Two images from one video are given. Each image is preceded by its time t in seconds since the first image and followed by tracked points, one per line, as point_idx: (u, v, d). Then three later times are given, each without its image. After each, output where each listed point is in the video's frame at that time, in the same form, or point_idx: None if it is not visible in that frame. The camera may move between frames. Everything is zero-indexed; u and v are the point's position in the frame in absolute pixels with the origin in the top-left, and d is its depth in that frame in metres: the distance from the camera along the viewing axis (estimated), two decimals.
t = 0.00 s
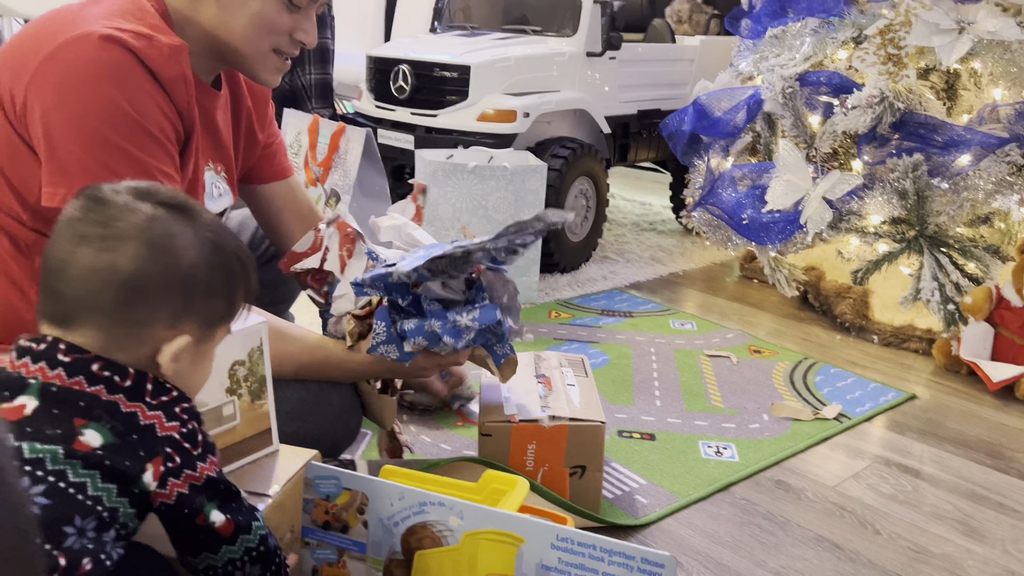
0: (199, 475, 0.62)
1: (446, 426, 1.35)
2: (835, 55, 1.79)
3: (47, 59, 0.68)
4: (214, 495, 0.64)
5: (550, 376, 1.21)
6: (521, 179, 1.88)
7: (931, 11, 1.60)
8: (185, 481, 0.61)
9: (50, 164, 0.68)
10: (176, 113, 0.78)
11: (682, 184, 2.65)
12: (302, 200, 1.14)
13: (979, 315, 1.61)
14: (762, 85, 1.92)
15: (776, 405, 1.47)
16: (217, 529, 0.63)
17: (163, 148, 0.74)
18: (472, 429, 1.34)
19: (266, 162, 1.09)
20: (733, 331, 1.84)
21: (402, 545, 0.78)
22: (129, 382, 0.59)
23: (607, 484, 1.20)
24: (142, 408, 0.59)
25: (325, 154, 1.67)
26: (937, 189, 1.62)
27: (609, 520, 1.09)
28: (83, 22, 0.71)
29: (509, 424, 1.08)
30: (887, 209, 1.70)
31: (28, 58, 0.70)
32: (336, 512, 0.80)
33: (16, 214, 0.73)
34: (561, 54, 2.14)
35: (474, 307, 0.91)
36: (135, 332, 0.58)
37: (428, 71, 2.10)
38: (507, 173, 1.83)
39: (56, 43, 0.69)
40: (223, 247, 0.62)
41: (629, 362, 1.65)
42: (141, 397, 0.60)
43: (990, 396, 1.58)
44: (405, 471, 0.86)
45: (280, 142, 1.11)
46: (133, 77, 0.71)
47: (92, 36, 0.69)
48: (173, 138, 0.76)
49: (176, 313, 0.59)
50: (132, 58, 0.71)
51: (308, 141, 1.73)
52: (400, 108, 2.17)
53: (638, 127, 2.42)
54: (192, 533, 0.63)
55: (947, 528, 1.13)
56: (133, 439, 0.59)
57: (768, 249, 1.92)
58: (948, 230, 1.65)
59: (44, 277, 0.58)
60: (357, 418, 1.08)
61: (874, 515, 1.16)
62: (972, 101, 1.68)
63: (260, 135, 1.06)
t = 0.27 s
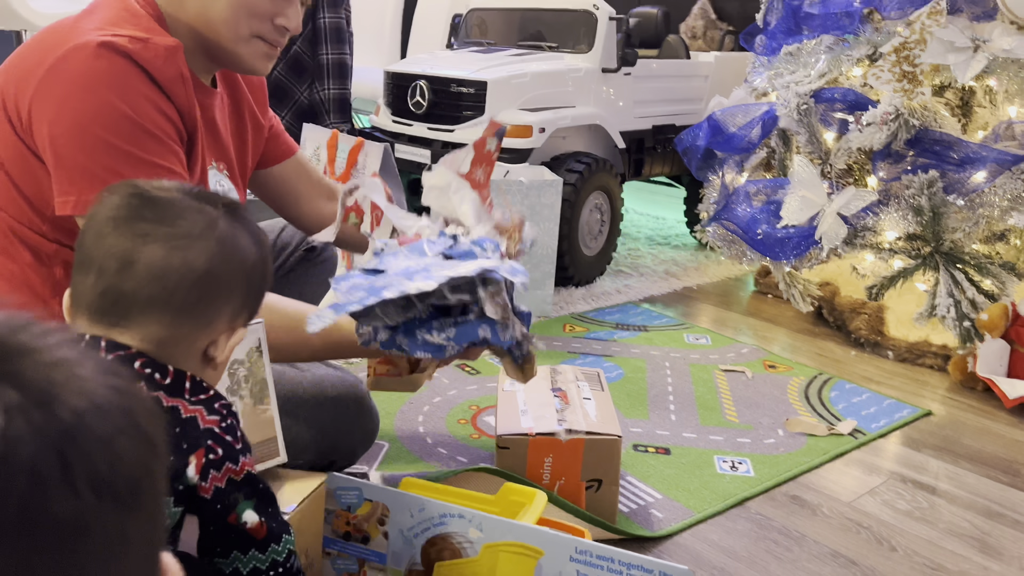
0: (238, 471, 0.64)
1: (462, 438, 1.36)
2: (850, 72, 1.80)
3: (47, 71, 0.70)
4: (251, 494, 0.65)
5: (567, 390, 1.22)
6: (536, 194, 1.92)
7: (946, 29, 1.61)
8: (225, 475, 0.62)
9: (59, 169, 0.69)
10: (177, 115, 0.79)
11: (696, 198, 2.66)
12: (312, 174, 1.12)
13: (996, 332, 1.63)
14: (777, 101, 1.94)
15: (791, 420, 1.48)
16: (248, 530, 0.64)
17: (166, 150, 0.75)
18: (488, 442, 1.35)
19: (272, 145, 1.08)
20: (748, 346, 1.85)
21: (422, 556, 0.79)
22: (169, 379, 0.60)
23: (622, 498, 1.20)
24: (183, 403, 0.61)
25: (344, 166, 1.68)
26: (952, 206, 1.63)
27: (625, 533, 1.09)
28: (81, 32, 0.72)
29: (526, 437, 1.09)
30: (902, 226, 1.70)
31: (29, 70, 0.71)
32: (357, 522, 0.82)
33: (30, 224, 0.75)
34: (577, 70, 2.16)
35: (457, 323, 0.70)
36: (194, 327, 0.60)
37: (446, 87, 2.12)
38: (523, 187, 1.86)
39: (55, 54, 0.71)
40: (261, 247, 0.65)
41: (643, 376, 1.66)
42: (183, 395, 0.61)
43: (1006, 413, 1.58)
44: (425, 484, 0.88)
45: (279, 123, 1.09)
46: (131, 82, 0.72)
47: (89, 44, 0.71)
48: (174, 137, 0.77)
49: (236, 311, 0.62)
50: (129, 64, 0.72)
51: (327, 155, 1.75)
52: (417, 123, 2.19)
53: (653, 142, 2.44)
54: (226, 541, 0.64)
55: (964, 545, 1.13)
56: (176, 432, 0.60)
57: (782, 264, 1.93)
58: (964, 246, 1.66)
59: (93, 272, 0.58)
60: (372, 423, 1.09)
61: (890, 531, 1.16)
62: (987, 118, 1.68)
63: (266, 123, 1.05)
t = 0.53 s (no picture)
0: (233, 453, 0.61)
1: (464, 442, 1.36)
2: (855, 77, 1.80)
3: (28, 64, 0.70)
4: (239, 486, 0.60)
5: (569, 394, 1.22)
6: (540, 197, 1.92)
7: (951, 35, 1.61)
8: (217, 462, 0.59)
9: (49, 162, 0.69)
10: (159, 99, 0.78)
11: (700, 203, 2.66)
12: (294, 168, 1.13)
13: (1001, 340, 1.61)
14: (782, 106, 1.94)
15: (795, 426, 1.47)
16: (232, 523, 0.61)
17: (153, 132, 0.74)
18: (489, 445, 1.35)
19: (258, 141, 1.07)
20: (751, 351, 1.84)
21: (422, 560, 0.79)
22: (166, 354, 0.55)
23: (625, 503, 1.20)
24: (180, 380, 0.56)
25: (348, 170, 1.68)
26: (957, 213, 1.62)
27: (627, 539, 1.09)
28: (53, 24, 0.73)
29: (528, 441, 1.08)
30: (907, 231, 1.70)
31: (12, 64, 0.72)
32: (358, 525, 0.82)
33: (24, 220, 0.75)
34: (582, 74, 2.15)
35: (421, 247, 0.60)
36: (193, 300, 0.55)
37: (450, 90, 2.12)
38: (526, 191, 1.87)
39: (33, 46, 0.71)
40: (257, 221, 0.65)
41: (647, 381, 1.65)
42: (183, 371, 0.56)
43: (1011, 420, 1.57)
44: (427, 488, 0.87)
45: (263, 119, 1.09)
46: (109, 66, 0.72)
47: (62, 33, 0.71)
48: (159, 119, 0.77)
49: (231, 283, 0.58)
50: (104, 50, 0.72)
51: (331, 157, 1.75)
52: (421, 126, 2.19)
53: (657, 146, 2.44)
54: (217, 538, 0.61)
55: (968, 553, 1.12)
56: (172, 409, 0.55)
57: (786, 270, 1.92)
58: (969, 252, 1.65)
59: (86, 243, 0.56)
60: (370, 412, 1.11)
61: (894, 538, 1.15)
62: (993, 124, 1.68)
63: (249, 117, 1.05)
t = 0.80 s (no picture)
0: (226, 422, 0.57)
1: (465, 443, 1.35)
2: (859, 79, 1.80)
3: (16, 56, 0.70)
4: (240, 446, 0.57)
5: (571, 395, 1.21)
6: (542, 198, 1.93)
7: (956, 36, 1.60)
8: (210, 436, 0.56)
9: (37, 154, 0.69)
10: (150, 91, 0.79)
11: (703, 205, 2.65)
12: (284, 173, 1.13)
13: (1004, 342, 1.59)
14: (785, 108, 1.94)
15: (797, 428, 1.46)
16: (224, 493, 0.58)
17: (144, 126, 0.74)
18: (490, 447, 1.34)
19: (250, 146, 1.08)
20: (754, 353, 1.83)
21: (423, 560, 0.78)
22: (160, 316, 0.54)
23: (626, 505, 1.20)
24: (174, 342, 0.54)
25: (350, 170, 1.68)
26: (961, 215, 1.62)
27: (628, 541, 1.08)
28: (40, 15, 0.73)
29: (529, 442, 1.08)
30: (910, 234, 1.69)
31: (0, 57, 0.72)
32: (358, 525, 0.81)
33: (17, 214, 0.75)
34: (585, 75, 2.15)
35: (411, 234, 0.70)
36: (188, 259, 0.60)
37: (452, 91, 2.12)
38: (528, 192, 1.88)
39: (20, 39, 0.71)
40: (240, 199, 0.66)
41: (648, 383, 1.65)
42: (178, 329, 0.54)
43: (1014, 423, 1.56)
44: (427, 488, 0.87)
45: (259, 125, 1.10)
46: (98, 57, 0.72)
47: (49, 24, 0.71)
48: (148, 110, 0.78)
49: (223, 251, 0.64)
50: (95, 38, 0.73)
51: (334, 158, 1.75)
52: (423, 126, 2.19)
53: (660, 148, 2.43)
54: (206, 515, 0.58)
55: (971, 556, 1.12)
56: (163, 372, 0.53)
57: (789, 272, 1.92)
58: (973, 255, 1.64)
59: (82, 212, 0.57)
60: (369, 406, 1.10)
61: (896, 541, 1.14)
62: (997, 126, 1.68)
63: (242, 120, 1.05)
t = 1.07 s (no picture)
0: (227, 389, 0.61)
1: (467, 443, 1.36)
2: (861, 82, 1.80)
3: (23, 57, 0.71)
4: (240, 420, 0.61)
5: (573, 396, 1.22)
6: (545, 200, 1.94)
7: (957, 39, 1.60)
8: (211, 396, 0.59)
9: (45, 152, 0.70)
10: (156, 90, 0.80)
11: (706, 207, 2.66)
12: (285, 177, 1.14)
13: (1005, 345, 1.59)
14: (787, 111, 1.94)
15: (799, 430, 1.47)
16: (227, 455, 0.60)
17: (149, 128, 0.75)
18: (493, 447, 1.35)
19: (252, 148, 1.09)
20: (756, 355, 1.84)
21: (425, 558, 0.79)
22: (164, 303, 0.58)
23: (627, 505, 1.20)
24: (180, 323, 0.59)
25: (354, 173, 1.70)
26: (963, 217, 1.63)
27: (630, 541, 1.09)
28: (46, 17, 0.74)
29: (531, 442, 1.09)
30: (912, 236, 1.70)
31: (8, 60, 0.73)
32: (360, 524, 0.82)
33: (25, 211, 0.76)
34: (587, 77, 2.16)
35: (420, 216, 0.72)
36: (191, 251, 0.61)
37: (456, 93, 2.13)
38: (531, 194, 1.89)
39: (26, 40, 0.72)
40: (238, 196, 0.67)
41: (651, 384, 1.65)
42: (176, 315, 0.59)
43: (1016, 425, 1.57)
44: (430, 487, 0.88)
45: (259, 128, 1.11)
46: (103, 59, 0.73)
47: (55, 26, 0.72)
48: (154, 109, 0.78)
49: (223, 243, 0.65)
50: (101, 39, 0.74)
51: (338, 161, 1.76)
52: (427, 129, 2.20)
53: (663, 150, 2.44)
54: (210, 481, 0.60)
55: (971, 557, 1.12)
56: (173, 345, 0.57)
57: (792, 274, 1.92)
58: (974, 257, 1.65)
59: (87, 203, 0.57)
60: (372, 404, 1.10)
61: (896, 542, 1.15)
62: (999, 129, 1.67)
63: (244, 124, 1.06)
